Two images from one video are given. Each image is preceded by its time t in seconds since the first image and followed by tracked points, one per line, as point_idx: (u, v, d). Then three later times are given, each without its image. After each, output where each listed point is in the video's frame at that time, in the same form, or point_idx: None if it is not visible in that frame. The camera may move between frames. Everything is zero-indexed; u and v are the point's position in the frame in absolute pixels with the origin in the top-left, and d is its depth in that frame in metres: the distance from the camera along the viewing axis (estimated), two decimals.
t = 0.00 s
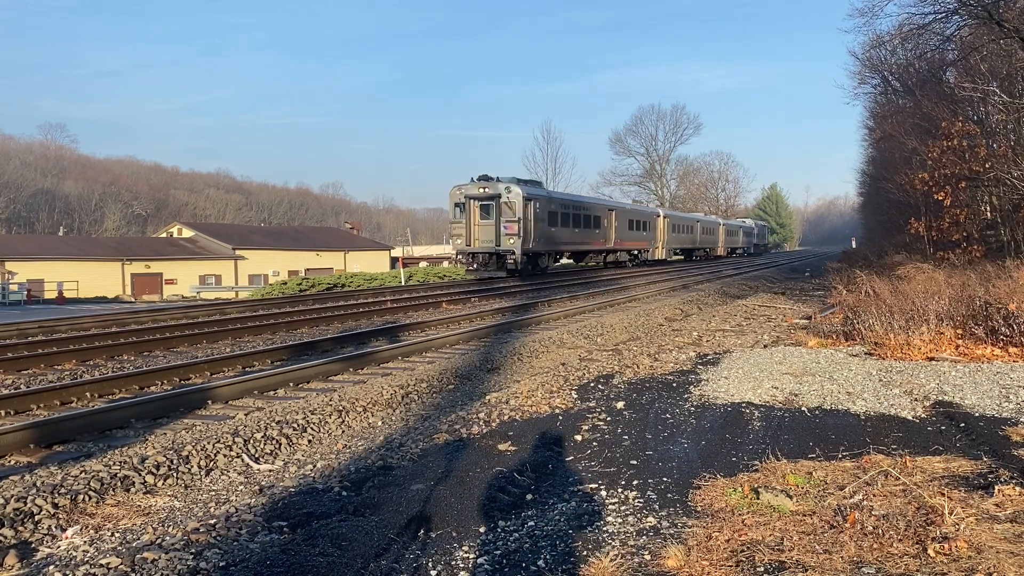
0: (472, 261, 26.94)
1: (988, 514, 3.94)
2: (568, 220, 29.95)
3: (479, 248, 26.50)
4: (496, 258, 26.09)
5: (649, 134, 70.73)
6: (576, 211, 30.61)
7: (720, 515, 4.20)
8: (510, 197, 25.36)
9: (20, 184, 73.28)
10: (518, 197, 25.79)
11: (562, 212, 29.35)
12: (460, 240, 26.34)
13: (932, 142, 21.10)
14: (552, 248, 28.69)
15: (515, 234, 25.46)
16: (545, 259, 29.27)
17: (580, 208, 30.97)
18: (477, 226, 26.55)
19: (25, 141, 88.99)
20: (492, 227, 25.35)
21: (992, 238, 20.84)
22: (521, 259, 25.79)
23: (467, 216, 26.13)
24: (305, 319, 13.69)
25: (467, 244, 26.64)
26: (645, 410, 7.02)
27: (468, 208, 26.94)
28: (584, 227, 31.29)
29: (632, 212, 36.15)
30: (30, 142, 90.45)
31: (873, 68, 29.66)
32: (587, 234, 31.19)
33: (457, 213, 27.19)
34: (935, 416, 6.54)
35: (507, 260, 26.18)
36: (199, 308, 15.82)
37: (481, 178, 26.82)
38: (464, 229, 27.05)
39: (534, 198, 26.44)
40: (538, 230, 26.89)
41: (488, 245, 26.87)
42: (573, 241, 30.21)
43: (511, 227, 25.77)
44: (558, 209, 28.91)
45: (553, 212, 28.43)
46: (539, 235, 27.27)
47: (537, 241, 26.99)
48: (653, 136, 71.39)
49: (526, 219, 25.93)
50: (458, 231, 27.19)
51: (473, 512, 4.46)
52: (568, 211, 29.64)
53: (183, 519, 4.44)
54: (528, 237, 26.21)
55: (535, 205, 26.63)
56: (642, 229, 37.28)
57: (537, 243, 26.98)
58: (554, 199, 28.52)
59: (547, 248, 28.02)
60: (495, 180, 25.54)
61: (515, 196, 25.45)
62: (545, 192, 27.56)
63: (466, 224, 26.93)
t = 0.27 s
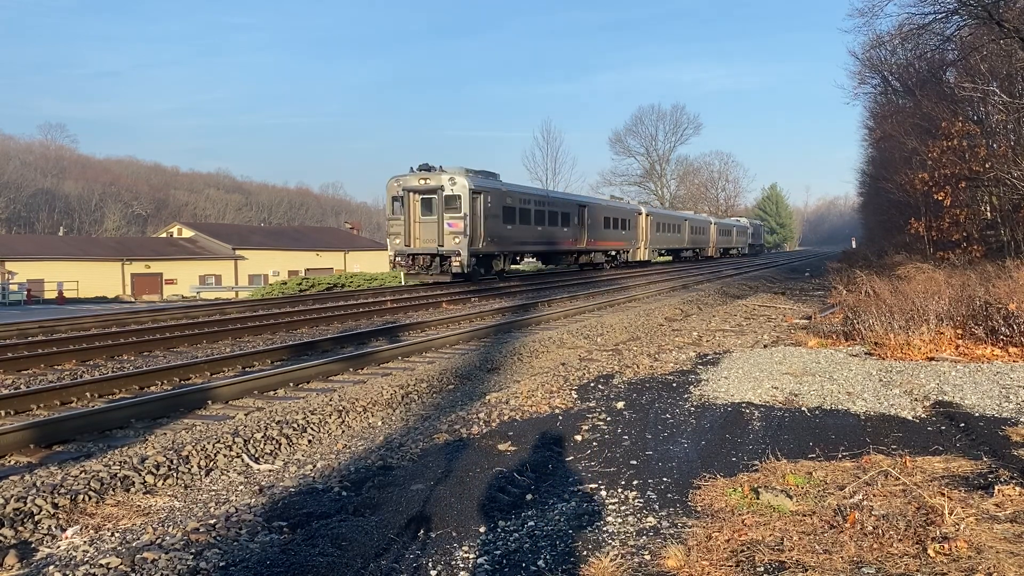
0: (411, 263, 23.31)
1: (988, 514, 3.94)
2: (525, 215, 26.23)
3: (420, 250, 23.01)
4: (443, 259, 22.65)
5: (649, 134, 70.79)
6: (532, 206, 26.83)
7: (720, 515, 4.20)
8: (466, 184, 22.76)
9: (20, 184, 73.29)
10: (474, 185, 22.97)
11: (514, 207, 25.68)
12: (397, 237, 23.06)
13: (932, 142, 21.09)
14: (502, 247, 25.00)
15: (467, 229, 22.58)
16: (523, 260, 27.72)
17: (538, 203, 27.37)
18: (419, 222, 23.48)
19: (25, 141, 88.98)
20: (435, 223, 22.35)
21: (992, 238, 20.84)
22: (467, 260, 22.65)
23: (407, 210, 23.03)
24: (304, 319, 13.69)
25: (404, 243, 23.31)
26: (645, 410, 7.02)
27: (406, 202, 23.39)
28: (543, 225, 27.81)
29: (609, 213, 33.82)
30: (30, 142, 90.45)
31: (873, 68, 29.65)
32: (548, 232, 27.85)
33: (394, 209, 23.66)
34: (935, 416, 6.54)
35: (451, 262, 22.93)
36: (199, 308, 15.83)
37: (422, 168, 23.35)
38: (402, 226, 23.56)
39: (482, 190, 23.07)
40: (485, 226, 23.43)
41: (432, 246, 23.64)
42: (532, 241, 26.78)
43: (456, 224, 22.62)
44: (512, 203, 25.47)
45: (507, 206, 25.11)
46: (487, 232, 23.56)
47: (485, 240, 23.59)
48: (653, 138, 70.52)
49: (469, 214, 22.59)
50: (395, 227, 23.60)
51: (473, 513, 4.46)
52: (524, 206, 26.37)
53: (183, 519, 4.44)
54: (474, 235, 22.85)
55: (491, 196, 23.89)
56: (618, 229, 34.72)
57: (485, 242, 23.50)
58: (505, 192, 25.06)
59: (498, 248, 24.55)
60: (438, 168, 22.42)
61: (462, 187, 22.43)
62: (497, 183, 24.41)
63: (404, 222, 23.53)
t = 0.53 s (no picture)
0: (331, 268, 19.54)
1: (988, 514, 3.94)
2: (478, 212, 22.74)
3: (338, 250, 19.37)
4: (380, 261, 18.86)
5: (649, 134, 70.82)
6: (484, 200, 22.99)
7: (720, 515, 4.21)
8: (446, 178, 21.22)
9: (20, 184, 73.31)
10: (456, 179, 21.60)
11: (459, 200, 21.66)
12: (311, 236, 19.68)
13: (932, 142, 21.09)
14: (440, 248, 20.84)
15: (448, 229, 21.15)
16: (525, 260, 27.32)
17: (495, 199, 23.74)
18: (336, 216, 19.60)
19: (25, 141, 88.97)
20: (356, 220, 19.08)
21: (992, 238, 20.84)
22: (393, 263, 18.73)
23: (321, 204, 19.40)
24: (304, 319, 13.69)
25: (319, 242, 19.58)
26: (645, 410, 7.02)
27: (323, 194, 19.69)
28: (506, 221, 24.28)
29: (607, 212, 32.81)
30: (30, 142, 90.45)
31: (873, 68, 29.65)
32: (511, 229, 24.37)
33: (309, 202, 19.85)
34: (935, 416, 6.54)
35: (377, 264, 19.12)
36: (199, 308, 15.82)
37: (341, 155, 19.70)
38: (320, 223, 19.78)
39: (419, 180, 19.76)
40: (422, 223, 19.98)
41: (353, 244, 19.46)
42: (487, 240, 23.11)
43: (379, 219, 18.85)
44: (455, 195, 21.31)
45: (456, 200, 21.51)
46: (426, 229, 20.00)
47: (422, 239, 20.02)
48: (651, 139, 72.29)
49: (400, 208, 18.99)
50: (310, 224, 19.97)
51: (473, 513, 4.46)
52: (475, 200, 22.44)
53: (183, 519, 4.44)
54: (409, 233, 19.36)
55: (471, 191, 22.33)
56: (612, 226, 33.80)
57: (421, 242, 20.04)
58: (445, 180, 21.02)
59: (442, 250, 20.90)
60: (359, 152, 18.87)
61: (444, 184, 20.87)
62: (441, 173, 20.93)
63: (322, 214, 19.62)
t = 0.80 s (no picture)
0: (208, 272, 15.96)
1: (988, 514, 3.94)
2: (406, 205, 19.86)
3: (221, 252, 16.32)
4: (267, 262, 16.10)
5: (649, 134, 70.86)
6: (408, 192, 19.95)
7: (720, 515, 4.20)
8: (442, 176, 21.61)
9: (20, 184, 73.35)
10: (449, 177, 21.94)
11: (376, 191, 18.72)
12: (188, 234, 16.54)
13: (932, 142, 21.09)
14: (350, 248, 17.91)
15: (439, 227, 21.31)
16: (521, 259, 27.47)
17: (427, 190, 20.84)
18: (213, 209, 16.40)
19: (25, 141, 88.97)
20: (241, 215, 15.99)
21: (992, 238, 20.84)
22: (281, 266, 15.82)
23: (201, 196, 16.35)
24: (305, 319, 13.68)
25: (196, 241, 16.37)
26: (646, 410, 7.01)
27: (199, 180, 16.40)
28: (444, 217, 21.48)
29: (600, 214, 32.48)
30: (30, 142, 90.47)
31: (873, 68, 29.65)
32: (450, 228, 21.66)
33: (185, 190, 16.72)
34: (935, 416, 6.54)
35: (263, 270, 16.08)
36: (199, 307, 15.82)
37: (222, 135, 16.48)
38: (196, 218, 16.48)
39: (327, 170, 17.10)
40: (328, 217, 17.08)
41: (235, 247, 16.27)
42: (414, 238, 20.24)
43: (266, 214, 15.86)
44: (371, 185, 18.41)
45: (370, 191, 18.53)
46: (328, 226, 17.09)
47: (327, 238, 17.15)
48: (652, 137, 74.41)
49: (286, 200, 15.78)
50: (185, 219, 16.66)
51: (473, 513, 4.46)
52: (398, 191, 19.50)
53: (183, 519, 4.43)
54: (309, 231, 16.58)
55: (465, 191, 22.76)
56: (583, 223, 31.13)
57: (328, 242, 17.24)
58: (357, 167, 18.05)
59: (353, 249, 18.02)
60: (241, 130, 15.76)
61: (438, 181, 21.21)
62: (357, 159, 18.12)
63: (200, 207, 16.36)
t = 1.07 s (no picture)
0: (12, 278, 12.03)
1: (988, 514, 3.94)
2: (356, 201, 18.09)
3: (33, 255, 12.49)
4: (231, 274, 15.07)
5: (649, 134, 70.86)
6: (343, 185, 17.61)
7: (720, 514, 4.21)
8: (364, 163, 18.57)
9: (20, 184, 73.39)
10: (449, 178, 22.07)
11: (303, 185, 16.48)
12: None
13: (932, 142, 21.10)
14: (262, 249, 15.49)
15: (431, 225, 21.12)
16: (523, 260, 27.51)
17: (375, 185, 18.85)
18: None
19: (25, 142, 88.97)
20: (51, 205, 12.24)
21: (992, 238, 20.84)
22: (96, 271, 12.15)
23: None
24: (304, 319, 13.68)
25: None
26: (645, 410, 7.01)
27: None
28: (400, 214, 19.69)
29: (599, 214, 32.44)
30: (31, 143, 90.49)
31: (873, 68, 29.66)
32: (403, 227, 19.78)
33: None
34: (935, 416, 6.54)
35: (86, 278, 12.39)
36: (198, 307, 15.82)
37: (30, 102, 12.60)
38: None
39: (188, 152, 13.68)
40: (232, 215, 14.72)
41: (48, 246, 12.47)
42: (354, 238, 18.05)
43: (86, 207, 12.35)
44: (289, 178, 16.03)
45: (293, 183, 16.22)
46: (229, 225, 14.68)
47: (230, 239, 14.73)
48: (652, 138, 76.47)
49: (163, 198, 13.29)
50: None
51: (473, 512, 4.46)
52: (330, 184, 17.19)
53: (183, 519, 4.44)
54: (207, 233, 14.20)
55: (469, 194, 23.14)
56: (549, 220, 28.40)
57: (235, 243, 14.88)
58: (273, 156, 15.71)
59: (269, 251, 15.63)
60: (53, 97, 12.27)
61: (438, 180, 21.36)
62: (233, 139, 14.88)
63: (4, 200, 12.35)
